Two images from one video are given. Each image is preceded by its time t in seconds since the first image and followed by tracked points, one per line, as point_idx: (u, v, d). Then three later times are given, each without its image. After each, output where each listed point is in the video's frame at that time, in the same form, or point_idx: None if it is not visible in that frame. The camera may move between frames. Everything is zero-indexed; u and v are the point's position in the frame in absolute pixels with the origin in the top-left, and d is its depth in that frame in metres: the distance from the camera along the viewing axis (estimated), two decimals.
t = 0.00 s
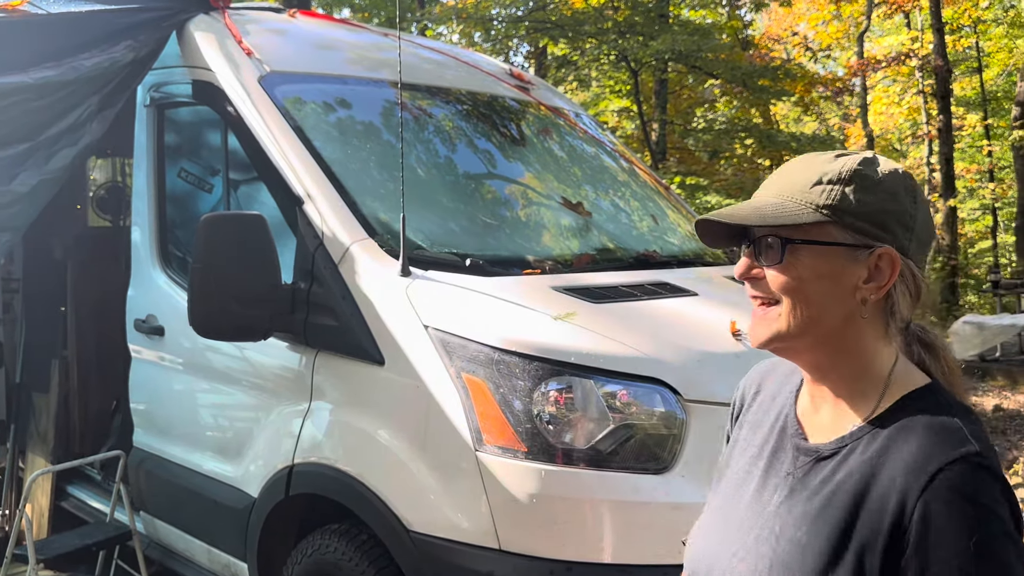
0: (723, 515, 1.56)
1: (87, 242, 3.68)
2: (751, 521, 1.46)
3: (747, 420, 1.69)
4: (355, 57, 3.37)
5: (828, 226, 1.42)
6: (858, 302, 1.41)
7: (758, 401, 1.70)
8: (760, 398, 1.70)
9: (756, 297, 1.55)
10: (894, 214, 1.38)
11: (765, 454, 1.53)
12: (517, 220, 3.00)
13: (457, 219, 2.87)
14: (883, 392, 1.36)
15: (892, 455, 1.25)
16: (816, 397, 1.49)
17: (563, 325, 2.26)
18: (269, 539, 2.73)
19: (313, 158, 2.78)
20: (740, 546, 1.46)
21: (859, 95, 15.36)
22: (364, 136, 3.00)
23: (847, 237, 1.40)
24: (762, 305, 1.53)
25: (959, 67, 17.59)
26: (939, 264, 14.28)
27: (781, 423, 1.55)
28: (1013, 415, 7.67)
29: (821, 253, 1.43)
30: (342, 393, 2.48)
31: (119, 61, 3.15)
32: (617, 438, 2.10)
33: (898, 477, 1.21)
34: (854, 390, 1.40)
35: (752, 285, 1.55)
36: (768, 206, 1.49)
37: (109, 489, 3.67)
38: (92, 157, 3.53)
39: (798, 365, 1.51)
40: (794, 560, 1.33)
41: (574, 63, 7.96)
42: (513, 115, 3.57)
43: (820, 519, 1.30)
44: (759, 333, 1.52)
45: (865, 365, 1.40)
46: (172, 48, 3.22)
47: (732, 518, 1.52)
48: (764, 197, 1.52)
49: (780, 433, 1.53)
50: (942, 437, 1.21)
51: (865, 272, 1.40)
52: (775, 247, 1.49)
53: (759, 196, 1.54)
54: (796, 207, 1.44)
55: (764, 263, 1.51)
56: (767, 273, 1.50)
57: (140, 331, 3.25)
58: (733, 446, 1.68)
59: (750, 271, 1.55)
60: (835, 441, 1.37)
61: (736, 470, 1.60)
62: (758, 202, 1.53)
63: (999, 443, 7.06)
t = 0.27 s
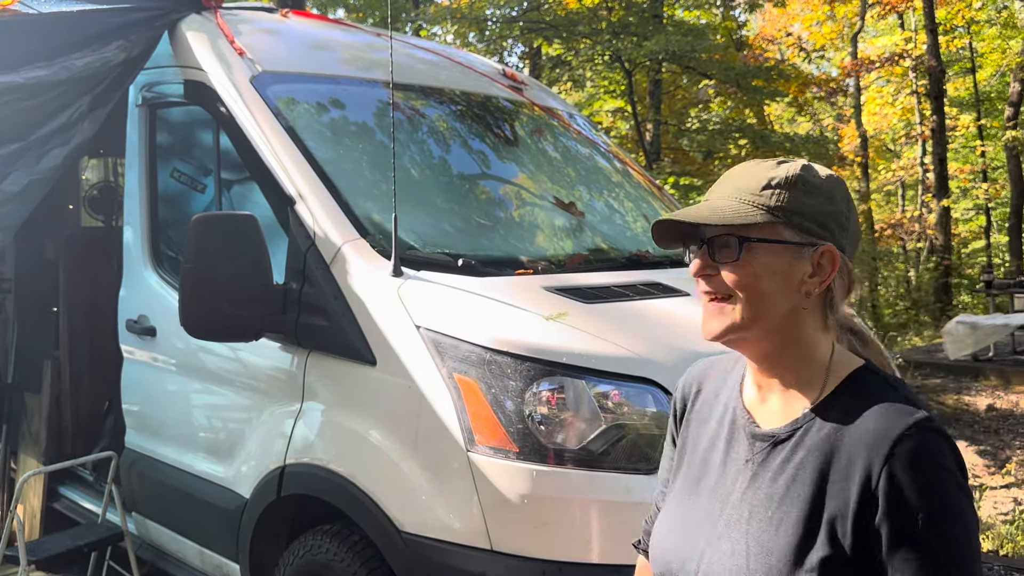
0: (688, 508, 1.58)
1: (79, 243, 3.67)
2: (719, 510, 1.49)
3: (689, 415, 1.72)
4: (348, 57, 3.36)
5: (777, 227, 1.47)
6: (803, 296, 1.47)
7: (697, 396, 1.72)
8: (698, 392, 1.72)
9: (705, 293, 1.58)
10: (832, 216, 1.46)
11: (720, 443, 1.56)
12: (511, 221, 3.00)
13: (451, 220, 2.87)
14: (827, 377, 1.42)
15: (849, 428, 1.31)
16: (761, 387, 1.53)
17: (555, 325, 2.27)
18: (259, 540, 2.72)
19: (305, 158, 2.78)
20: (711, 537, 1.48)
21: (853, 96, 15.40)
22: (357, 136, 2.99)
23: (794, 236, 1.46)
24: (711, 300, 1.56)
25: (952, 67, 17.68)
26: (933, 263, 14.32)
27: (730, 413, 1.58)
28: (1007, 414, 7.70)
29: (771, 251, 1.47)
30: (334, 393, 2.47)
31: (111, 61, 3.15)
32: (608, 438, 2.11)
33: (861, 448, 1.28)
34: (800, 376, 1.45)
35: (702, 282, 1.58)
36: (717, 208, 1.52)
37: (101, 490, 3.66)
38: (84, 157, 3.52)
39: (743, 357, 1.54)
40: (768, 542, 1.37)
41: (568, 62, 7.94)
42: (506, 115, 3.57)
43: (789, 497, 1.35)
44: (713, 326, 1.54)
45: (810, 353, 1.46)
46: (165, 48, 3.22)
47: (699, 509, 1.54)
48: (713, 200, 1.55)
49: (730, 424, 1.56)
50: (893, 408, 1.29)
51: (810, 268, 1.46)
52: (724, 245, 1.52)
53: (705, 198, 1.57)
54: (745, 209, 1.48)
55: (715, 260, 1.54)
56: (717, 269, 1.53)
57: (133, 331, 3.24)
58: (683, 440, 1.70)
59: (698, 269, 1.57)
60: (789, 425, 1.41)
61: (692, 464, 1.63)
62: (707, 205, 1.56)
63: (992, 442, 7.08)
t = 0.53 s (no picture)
0: (672, 505, 1.54)
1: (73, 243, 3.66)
2: (710, 501, 1.47)
3: (652, 416, 1.68)
4: (343, 57, 3.36)
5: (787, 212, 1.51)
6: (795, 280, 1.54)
7: (656, 397, 1.68)
8: (656, 392, 1.69)
9: (715, 279, 1.54)
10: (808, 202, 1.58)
11: (696, 437, 1.54)
12: (507, 221, 3.00)
13: (447, 220, 2.87)
14: (798, 359, 1.48)
15: (837, 401, 1.37)
16: (739, 373, 1.52)
17: (550, 325, 2.27)
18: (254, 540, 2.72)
19: (299, 158, 2.77)
20: (707, 529, 1.46)
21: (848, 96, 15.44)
22: (352, 136, 2.99)
23: (802, 220, 1.53)
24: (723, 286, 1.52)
25: (947, 67, 17.74)
26: (928, 263, 14.36)
27: (702, 406, 1.56)
28: (1001, 413, 7.72)
29: (790, 234, 1.52)
30: (328, 393, 2.47)
31: (104, 61, 3.15)
32: (603, 438, 2.11)
33: (854, 419, 1.34)
34: (785, 357, 1.48)
35: (715, 268, 1.54)
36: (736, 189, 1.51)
37: (95, 491, 3.65)
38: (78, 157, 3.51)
39: (731, 345, 1.53)
40: (771, 522, 1.37)
41: (563, 62, 7.94)
42: (501, 115, 3.57)
43: (787, 475, 1.37)
44: (723, 307, 1.51)
45: (795, 338, 1.50)
46: (159, 48, 3.22)
47: (685, 505, 1.51)
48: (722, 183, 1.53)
49: (704, 417, 1.54)
50: (875, 380, 1.37)
51: (802, 254, 1.55)
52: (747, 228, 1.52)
53: (709, 185, 1.54)
54: (765, 186, 1.50)
55: (739, 244, 1.52)
56: (744, 252, 1.51)
57: (126, 331, 3.24)
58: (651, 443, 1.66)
59: (718, 254, 1.53)
60: (772, 406, 1.44)
61: (666, 462, 1.59)
62: (717, 190, 1.53)
63: (987, 441, 7.09)
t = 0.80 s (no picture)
0: (668, 508, 1.53)
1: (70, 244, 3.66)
2: (710, 500, 1.46)
3: (638, 420, 1.67)
4: (340, 57, 3.36)
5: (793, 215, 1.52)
6: (792, 284, 1.55)
7: (641, 400, 1.68)
8: (641, 396, 1.68)
9: (711, 272, 1.54)
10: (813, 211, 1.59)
11: (688, 436, 1.54)
12: (504, 222, 3.00)
13: (443, 221, 2.87)
14: (789, 355, 1.51)
15: (834, 393, 1.40)
16: (727, 368, 1.54)
17: (546, 325, 2.27)
18: (252, 540, 2.72)
19: (296, 158, 2.77)
20: (710, 529, 1.45)
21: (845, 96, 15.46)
22: (349, 137, 2.99)
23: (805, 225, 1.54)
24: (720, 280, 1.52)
25: (943, 67, 17.78)
26: (925, 263, 14.38)
27: (692, 405, 1.56)
28: (998, 412, 7.73)
29: (793, 237, 1.52)
30: (326, 394, 2.47)
31: (100, 61, 3.15)
32: (599, 438, 2.11)
33: (854, 411, 1.37)
34: (774, 356, 1.50)
35: (715, 260, 1.53)
36: (747, 184, 1.50)
37: (92, 492, 3.64)
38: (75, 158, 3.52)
39: (723, 341, 1.54)
40: (778, 517, 1.38)
41: (560, 63, 7.90)
42: (498, 116, 3.57)
43: (789, 469, 1.39)
44: (716, 302, 1.52)
45: (787, 336, 1.53)
46: (155, 49, 3.22)
47: (682, 507, 1.50)
48: (733, 176, 1.52)
49: (695, 416, 1.55)
50: (867, 371, 1.41)
51: (801, 259, 1.56)
52: (753, 225, 1.52)
53: (720, 177, 1.53)
54: (775, 187, 1.49)
55: (742, 239, 1.52)
56: (746, 249, 1.51)
57: (123, 332, 3.24)
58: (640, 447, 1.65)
59: (720, 248, 1.53)
60: (766, 402, 1.46)
61: (658, 464, 1.58)
62: (727, 182, 1.52)
63: (985, 440, 7.10)
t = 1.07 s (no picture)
0: (671, 518, 1.52)
1: (68, 245, 3.66)
2: (713, 512, 1.45)
3: (643, 426, 1.67)
4: (338, 58, 3.36)
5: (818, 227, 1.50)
6: (808, 296, 1.53)
7: (646, 406, 1.68)
8: (647, 401, 1.68)
9: (727, 278, 1.52)
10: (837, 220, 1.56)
11: (692, 444, 1.53)
12: (502, 222, 3.00)
13: (442, 222, 2.87)
14: (799, 364, 1.49)
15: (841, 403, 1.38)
16: (734, 376, 1.53)
17: (544, 326, 2.27)
18: (251, 540, 2.72)
19: (294, 160, 2.78)
20: (713, 541, 1.44)
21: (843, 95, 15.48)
22: (347, 138, 2.99)
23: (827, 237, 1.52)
24: (734, 287, 1.51)
25: (942, 67, 17.80)
26: (924, 262, 14.39)
27: (697, 412, 1.56)
28: (997, 411, 7.74)
29: (815, 249, 1.50)
30: (325, 395, 2.47)
31: (98, 62, 3.15)
32: (597, 438, 2.11)
33: (861, 421, 1.35)
34: (784, 367, 1.49)
35: (734, 266, 1.51)
36: (774, 192, 1.47)
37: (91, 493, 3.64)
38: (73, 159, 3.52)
39: (732, 348, 1.52)
40: (782, 531, 1.36)
41: (558, 64, 7.90)
42: (497, 117, 3.57)
43: (794, 481, 1.37)
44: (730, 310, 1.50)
45: (798, 346, 1.51)
46: (153, 50, 3.22)
47: (685, 518, 1.49)
48: (759, 182, 1.49)
49: (700, 422, 1.54)
50: (876, 380, 1.40)
51: (820, 272, 1.54)
52: (775, 234, 1.50)
53: (745, 180, 1.51)
54: (802, 197, 1.47)
55: (762, 247, 1.50)
56: (766, 258, 1.49)
57: (121, 333, 3.24)
58: (644, 453, 1.65)
59: (738, 253, 1.51)
60: (773, 412, 1.44)
61: (661, 472, 1.58)
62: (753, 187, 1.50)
63: (983, 439, 7.10)
